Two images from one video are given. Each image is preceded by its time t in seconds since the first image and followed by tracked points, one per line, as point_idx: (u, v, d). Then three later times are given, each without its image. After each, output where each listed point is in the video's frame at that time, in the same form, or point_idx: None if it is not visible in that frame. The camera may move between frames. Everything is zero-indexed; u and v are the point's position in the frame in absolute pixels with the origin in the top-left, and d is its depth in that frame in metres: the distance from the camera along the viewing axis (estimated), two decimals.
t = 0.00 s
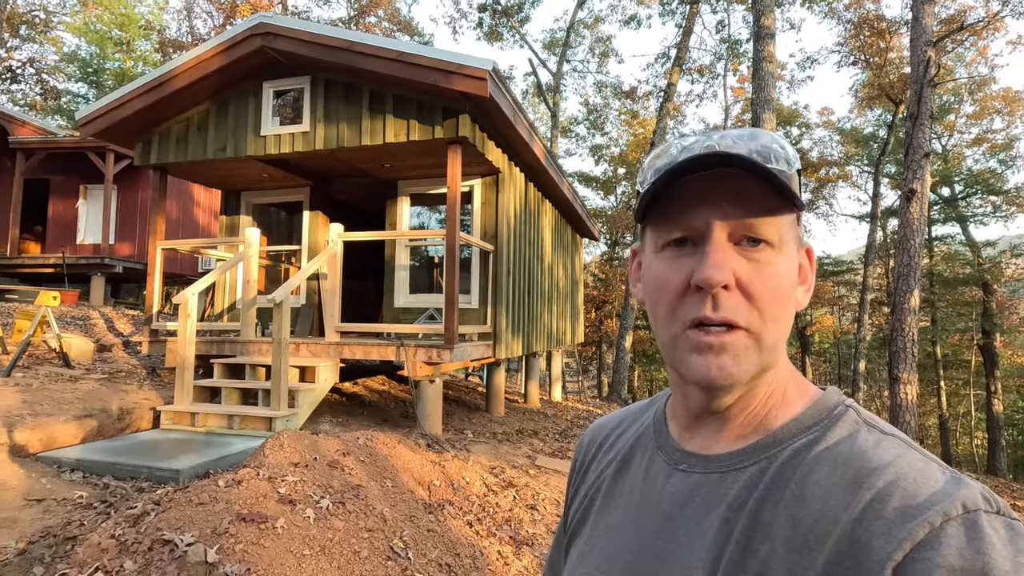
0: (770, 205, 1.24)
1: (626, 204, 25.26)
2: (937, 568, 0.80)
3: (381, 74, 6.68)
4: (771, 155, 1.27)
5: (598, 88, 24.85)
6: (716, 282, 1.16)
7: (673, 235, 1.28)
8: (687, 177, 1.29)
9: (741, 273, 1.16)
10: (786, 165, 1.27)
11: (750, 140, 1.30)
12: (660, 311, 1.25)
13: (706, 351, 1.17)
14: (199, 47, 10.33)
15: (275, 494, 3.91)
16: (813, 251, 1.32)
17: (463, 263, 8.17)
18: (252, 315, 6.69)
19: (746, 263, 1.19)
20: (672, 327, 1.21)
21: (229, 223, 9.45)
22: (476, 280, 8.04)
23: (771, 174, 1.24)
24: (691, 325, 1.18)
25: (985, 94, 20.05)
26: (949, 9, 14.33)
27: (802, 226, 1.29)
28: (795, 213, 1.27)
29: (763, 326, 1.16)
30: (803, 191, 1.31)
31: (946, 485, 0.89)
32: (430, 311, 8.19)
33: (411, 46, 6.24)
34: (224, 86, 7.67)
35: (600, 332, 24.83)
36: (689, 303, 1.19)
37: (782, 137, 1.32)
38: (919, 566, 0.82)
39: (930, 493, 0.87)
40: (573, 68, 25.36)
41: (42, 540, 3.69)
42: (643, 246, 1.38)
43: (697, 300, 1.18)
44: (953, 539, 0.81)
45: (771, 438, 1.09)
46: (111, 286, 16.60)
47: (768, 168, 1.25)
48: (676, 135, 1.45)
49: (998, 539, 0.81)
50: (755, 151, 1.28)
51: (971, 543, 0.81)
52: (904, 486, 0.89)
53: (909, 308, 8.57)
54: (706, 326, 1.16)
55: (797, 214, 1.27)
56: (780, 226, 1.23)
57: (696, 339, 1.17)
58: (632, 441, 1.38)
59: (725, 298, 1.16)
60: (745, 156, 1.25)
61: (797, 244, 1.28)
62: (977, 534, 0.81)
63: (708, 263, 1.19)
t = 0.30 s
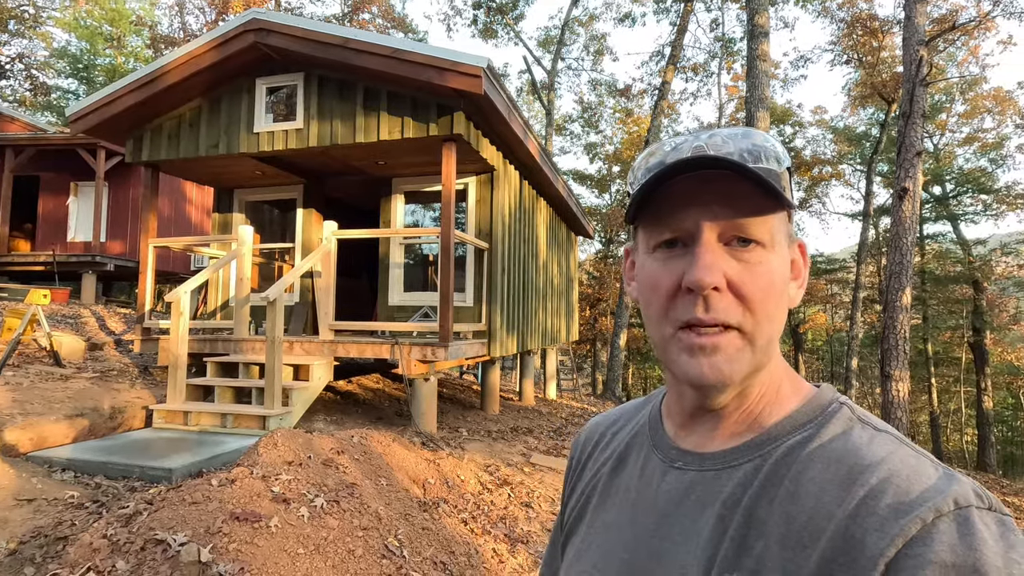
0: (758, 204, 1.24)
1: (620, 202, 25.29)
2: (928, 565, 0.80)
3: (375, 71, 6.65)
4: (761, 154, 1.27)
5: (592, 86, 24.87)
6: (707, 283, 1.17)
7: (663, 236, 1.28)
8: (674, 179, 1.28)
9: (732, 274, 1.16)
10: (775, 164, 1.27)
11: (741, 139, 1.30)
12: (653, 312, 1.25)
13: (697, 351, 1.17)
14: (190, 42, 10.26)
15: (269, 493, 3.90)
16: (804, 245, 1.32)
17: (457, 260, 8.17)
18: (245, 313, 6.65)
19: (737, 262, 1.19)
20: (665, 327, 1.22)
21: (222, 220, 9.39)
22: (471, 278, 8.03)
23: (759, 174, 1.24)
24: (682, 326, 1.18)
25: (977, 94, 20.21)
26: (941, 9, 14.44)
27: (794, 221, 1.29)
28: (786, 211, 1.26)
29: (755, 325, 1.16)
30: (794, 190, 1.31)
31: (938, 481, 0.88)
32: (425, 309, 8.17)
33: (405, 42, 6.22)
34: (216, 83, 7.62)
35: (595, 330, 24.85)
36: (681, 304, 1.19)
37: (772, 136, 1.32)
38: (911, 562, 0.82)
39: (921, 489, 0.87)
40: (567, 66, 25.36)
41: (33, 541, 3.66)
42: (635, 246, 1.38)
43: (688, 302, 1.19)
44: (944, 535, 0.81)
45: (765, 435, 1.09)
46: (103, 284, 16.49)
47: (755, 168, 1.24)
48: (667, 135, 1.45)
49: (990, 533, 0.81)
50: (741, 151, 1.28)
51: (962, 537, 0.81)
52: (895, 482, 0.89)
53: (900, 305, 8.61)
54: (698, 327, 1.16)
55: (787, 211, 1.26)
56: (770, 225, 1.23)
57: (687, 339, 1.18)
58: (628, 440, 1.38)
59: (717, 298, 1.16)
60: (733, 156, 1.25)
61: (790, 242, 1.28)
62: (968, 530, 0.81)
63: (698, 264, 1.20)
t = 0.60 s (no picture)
0: (757, 203, 1.23)
1: (615, 201, 25.34)
2: (930, 565, 0.80)
3: (370, 68, 6.62)
4: (762, 153, 1.26)
5: (587, 84, 24.87)
6: (706, 283, 1.17)
7: (663, 235, 1.28)
8: (671, 178, 1.28)
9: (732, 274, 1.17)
10: (777, 163, 1.26)
11: (741, 138, 1.29)
12: (653, 310, 1.25)
13: (697, 351, 1.18)
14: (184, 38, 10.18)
15: (263, 492, 3.88)
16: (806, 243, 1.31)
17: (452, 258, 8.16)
18: (239, 311, 6.61)
19: (736, 261, 1.19)
20: (664, 326, 1.22)
21: (215, 217, 9.34)
22: (466, 276, 8.02)
23: (757, 175, 1.23)
24: (683, 325, 1.18)
25: (968, 94, 20.38)
26: (934, 9, 14.56)
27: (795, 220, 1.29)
28: (787, 209, 1.26)
29: (755, 324, 1.17)
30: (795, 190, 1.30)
31: (941, 480, 0.88)
32: (420, 307, 8.15)
33: (400, 39, 6.20)
34: (209, 79, 7.57)
35: (590, 328, 24.87)
36: (680, 303, 1.20)
37: (772, 134, 1.31)
38: (914, 562, 0.81)
39: (923, 489, 0.87)
40: (562, 64, 25.36)
41: (24, 541, 3.63)
42: (635, 245, 1.38)
43: (688, 300, 1.19)
44: (947, 534, 0.81)
45: (766, 434, 1.09)
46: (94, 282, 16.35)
47: (753, 166, 1.24)
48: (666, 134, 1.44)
49: (992, 533, 0.81)
50: (741, 150, 1.27)
51: (965, 537, 0.81)
52: (897, 481, 0.89)
53: (893, 304, 8.67)
54: (699, 326, 1.17)
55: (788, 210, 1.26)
56: (770, 224, 1.23)
57: (687, 338, 1.18)
58: (629, 439, 1.38)
59: (717, 297, 1.17)
60: (733, 155, 1.25)
61: (789, 240, 1.28)
62: (971, 530, 0.81)
63: (698, 263, 1.20)
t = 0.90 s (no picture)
0: (755, 202, 1.23)
1: (610, 199, 25.35)
2: (931, 568, 0.80)
3: (364, 64, 6.58)
4: (760, 151, 1.25)
5: (582, 82, 24.87)
6: (703, 283, 1.17)
7: (659, 235, 1.28)
8: (668, 177, 1.27)
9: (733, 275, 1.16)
10: (773, 161, 1.25)
11: (737, 137, 1.29)
12: (650, 311, 1.25)
13: (694, 351, 1.18)
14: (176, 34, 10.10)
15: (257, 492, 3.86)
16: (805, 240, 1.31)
17: (447, 256, 8.15)
18: (231, 309, 6.56)
19: (732, 260, 1.19)
20: (662, 327, 1.22)
21: (207, 215, 9.28)
22: (461, 275, 8.01)
23: (756, 173, 1.22)
24: (680, 326, 1.18)
25: (959, 94, 20.55)
26: (926, 9, 14.67)
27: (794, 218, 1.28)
28: (786, 209, 1.25)
29: (753, 323, 1.17)
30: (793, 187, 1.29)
31: (940, 483, 0.88)
32: (414, 305, 8.13)
33: (395, 36, 6.17)
34: (201, 75, 7.50)
35: (584, 326, 24.87)
36: (677, 304, 1.20)
37: (767, 133, 1.31)
38: (913, 565, 0.82)
39: (926, 491, 0.87)
40: (557, 62, 25.32)
41: (13, 542, 3.59)
42: (631, 245, 1.38)
43: (686, 301, 1.19)
44: (947, 538, 0.81)
45: (765, 436, 1.09)
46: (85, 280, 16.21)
47: (750, 165, 1.23)
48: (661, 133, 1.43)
49: (994, 537, 0.81)
50: (738, 148, 1.26)
51: (966, 542, 0.81)
52: (897, 484, 0.89)
53: (885, 303, 8.72)
54: (698, 325, 1.17)
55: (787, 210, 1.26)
56: (769, 222, 1.22)
57: (685, 338, 1.18)
58: (627, 440, 1.38)
59: (715, 296, 1.17)
60: (729, 153, 1.24)
61: (788, 239, 1.27)
62: (973, 533, 0.81)
63: (694, 264, 1.19)
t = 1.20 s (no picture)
0: (752, 198, 1.23)
1: (605, 197, 25.37)
2: (930, 565, 0.81)
3: (360, 61, 6.56)
4: (757, 147, 1.26)
5: (578, 80, 24.88)
6: (701, 280, 1.17)
7: (656, 232, 1.28)
8: (663, 174, 1.27)
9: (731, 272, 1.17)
10: (770, 157, 1.26)
11: (732, 133, 1.29)
12: (648, 308, 1.26)
13: (692, 347, 1.18)
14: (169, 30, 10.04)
15: (253, 490, 3.85)
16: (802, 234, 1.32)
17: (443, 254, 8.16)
18: (226, 306, 6.53)
19: (730, 256, 1.19)
20: (660, 324, 1.22)
21: (201, 212, 9.23)
22: (457, 272, 7.99)
23: (754, 169, 1.22)
24: (679, 322, 1.19)
25: (952, 94, 20.70)
26: (920, 10, 14.77)
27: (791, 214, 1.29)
28: (783, 204, 1.26)
29: (750, 318, 1.17)
30: (789, 182, 1.30)
31: (938, 478, 0.89)
32: (410, 303, 8.12)
33: (391, 33, 6.14)
34: (195, 72, 7.46)
35: (579, 324, 24.90)
36: (675, 300, 1.20)
37: (764, 128, 1.31)
38: (912, 562, 0.83)
39: (925, 486, 0.88)
40: (552, 60, 25.31)
41: (6, 541, 3.57)
42: (628, 242, 1.38)
43: (683, 297, 1.19)
44: (947, 534, 0.82)
45: (763, 432, 1.10)
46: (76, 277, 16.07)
47: (746, 161, 1.23)
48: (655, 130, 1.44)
49: (991, 532, 0.82)
50: (733, 145, 1.26)
51: (965, 537, 0.82)
52: (896, 480, 0.90)
53: (878, 301, 8.78)
54: (695, 321, 1.17)
55: (785, 204, 1.26)
56: (766, 217, 1.22)
57: (682, 335, 1.19)
58: (626, 438, 1.39)
59: (712, 293, 1.17)
60: (725, 149, 1.24)
61: (786, 234, 1.27)
62: (971, 529, 0.82)
63: (691, 261, 1.20)
